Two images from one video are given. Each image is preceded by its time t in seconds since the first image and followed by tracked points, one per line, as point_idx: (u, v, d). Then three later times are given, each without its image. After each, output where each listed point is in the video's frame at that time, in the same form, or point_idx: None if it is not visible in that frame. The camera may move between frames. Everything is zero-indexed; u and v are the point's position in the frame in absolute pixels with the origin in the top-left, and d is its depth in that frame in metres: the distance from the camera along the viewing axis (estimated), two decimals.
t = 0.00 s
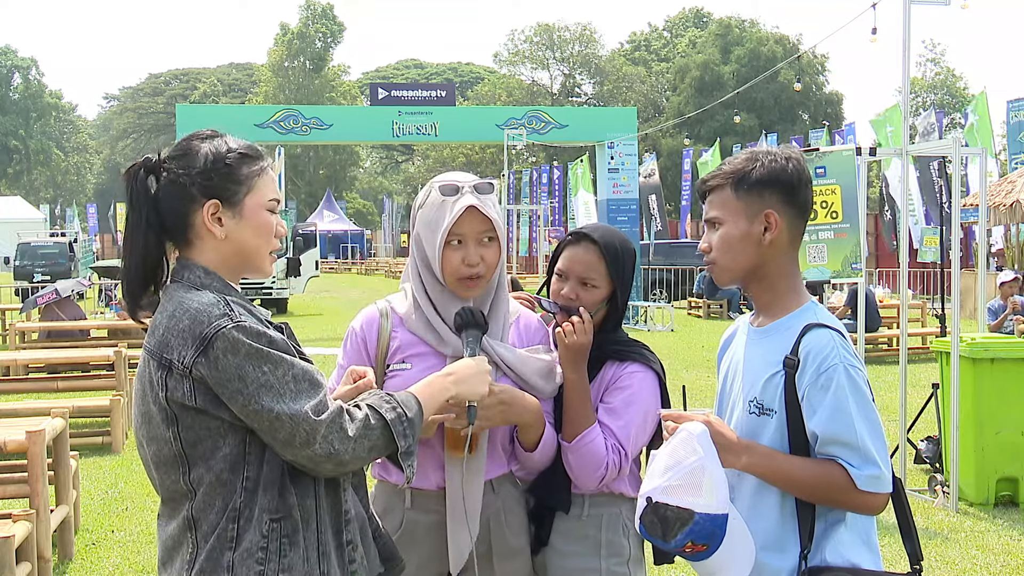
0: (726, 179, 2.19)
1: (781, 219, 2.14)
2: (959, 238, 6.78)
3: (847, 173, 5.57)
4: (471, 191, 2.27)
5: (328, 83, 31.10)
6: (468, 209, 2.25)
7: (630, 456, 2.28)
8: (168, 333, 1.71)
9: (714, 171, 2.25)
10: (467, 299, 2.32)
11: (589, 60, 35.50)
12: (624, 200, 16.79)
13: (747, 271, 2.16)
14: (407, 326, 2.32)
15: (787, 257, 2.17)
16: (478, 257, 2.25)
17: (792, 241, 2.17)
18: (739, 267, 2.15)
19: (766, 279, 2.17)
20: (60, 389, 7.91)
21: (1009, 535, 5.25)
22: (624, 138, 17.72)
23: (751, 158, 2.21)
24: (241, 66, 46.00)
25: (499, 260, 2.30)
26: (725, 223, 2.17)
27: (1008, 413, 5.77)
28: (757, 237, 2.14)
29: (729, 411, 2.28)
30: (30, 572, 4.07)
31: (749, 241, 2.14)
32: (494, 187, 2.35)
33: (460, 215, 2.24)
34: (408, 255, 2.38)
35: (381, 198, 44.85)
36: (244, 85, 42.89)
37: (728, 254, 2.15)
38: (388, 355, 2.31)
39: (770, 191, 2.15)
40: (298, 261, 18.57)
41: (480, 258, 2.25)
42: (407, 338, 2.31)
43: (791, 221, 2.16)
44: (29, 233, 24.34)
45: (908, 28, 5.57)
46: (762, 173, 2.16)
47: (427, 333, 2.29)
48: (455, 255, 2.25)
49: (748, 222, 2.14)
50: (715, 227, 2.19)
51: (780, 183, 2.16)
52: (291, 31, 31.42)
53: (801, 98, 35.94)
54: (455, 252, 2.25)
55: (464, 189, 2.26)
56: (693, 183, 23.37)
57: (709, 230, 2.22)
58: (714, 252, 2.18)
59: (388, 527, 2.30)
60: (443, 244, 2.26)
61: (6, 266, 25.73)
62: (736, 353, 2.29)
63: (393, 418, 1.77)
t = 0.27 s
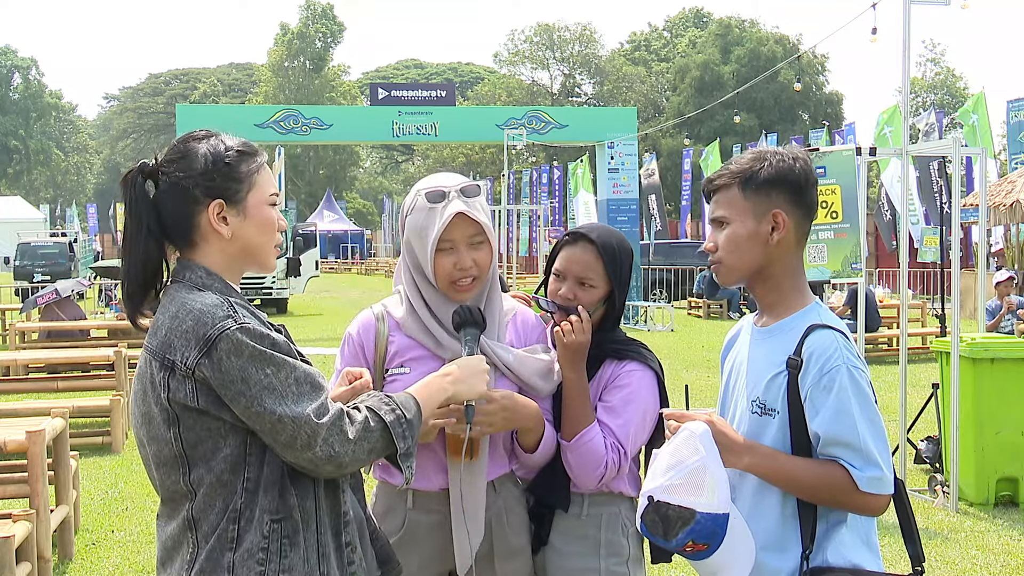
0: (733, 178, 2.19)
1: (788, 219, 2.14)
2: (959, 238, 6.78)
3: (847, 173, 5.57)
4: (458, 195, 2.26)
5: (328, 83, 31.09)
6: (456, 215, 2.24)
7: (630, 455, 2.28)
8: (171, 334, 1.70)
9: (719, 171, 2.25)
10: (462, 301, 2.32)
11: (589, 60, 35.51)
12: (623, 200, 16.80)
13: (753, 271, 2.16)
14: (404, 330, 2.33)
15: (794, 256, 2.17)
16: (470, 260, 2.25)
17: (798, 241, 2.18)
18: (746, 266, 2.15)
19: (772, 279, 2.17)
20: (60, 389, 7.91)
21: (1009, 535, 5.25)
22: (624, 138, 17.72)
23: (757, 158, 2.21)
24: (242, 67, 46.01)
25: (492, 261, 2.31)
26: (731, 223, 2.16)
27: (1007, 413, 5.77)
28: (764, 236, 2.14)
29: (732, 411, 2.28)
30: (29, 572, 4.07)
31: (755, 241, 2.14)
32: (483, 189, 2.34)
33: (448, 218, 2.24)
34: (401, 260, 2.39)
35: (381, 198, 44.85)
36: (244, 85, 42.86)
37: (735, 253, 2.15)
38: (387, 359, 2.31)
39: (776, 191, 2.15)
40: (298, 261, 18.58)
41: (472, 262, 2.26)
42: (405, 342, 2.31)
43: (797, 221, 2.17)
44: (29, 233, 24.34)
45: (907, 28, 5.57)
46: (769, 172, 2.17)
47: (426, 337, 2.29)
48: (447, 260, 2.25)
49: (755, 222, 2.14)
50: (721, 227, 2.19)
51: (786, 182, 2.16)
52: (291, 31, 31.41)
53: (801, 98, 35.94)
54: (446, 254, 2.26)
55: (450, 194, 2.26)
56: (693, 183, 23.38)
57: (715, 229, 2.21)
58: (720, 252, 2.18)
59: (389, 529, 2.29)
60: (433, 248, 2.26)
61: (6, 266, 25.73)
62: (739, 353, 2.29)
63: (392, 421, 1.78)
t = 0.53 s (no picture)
0: (737, 178, 2.19)
1: (793, 218, 2.14)
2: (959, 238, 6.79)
3: (847, 173, 5.57)
4: (447, 194, 2.26)
5: (327, 83, 30.98)
6: (437, 211, 2.25)
7: (630, 454, 2.27)
8: (169, 334, 1.70)
9: (724, 171, 2.25)
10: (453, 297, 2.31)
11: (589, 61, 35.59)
12: (624, 200, 16.83)
13: (757, 270, 2.16)
14: (401, 331, 2.33)
15: (797, 257, 2.18)
16: (456, 258, 2.25)
17: (802, 241, 2.18)
18: (749, 266, 2.15)
19: (776, 279, 2.17)
20: (60, 389, 7.91)
21: (1009, 535, 5.25)
22: (624, 138, 17.70)
23: (762, 157, 2.22)
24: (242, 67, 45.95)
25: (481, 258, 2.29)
26: (736, 221, 2.16)
27: (1007, 412, 5.76)
28: (768, 236, 2.14)
29: (734, 410, 2.29)
30: (29, 572, 4.07)
31: (760, 240, 2.14)
32: (476, 186, 2.33)
33: (433, 216, 2.25)
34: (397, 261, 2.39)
35: (381, 198, 44.87)
36: (244, 85, 42.87)
37: (740, 252, 2.15)
38: (383, 361, 2.31)
39: (781, 191, 2.15)
40: (298, 261, 18.59)
41: (457, 259, 2.26)
42: (402, 342, 2.31)
43: (802, 221, 2.17)
44: (29, 233, 24.34)
45: (907, 28, 5.58)
46: (774, 171, 2.17)
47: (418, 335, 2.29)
48: (432, 257, 2.26)
49: (760, 222, 2.14)
50: (726, 226, 2.18)
51: (791, 181, 2.17)
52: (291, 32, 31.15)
53: (801, 98, 35.92)
54: (432, 253, 2.26)
55: (441, 191, 2.26)
56: (693, 183, 23.39)
57: (719, 228, 2.21)
58: (724, 251, 2.18)
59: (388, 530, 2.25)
60: (418, 247, 2.27)
61: (7, 266, 25.74)
62: (742, 352, 2.30)
63: (389, 424, 1.77)
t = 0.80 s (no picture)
0: (740, 176, 2.19)
1: (796, 216, 2.15)
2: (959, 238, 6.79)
3: (847, 173, 5.56)
4: (450, 185, 2.26)
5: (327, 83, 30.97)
6: (433, 200, 2.26)
7: (631, 453, 2.27)
8: (167, 331, 1.70)
9: (727, 169, 2.25)
10: (450, 291, 2.30)
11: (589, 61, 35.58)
12: (623, 199, 16.86)
13: (761, 267, 2.16)
14: (403, 325, 2.33)
15: (800, 255, 2.18)
16: (448, 249, 2.25)
17: (805, 239, 2.18)
18: (754, 263, 2.15)
19: (779, 276, 2.17)
20: (60, 389, 7.91)
21: (1009, 535, 5.25)
22: (624, 138, 17.71)
23: (766, 155, 2.22)
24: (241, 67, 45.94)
25: (475, 253, 2.27)
26: (739, 219, 2.16)
27: (1007, 412, 5.77)
28: (772, 233, 2.14)
29: (739, 407, 2.29)
30: (30, 571, 4.07)
31: (763, 237, 2.14)
32: (481, 181, 2.32)
33: (431, 205, 2.25)
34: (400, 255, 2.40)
35: (381, 198, 44.90)
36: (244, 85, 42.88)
37: (744, 250, 2.14)
38: (384, 355, 2.32)
39: (785, 188, 2.15)
40: (298, 261, 18.59)
41: (449, 251, 2.25)
42: (403, 337, 2.32)
43: (805, 218, 2.17)
44: (29, 233, 24.34)
45: (908, 29, 5.57)
46: (778, 169, 2.17)
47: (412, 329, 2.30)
48: (425, 246, 2.26)
49: (764, 219, 2.14)
50: (729, 223, 2.19)
51: (795, 179, 2.17)
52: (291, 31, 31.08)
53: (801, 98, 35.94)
54: (427, 243, 2.26)
55: (443, 183, 2.27)
56: (693, 183, 23.39)
57: (723, 226, 2.21)
58: (727, 249, 2.18)
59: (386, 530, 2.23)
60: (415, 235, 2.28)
61: (6, 266, 25.75)
62: (746, 349, 2.30)
63: (386, 423, 1.77)
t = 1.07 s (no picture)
0: (743, 173, 2.19)
1: (799, 212, 2.14)
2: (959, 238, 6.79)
3: (847, 173, 5.55)
4: (452, 183, 2.26)
5: (327, 83, 30.96)
6: (437, 195, 2.26)
7: (633, 450, 2.27)
8: (173, 329, 1.69)
9: (729, 167, 2.25)
10: (451, 288, 2.29)
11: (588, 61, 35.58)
12: (623, 199, 16.90)
13: (764, 265, 2.16)
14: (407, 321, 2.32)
15: (804, 252, 2.18)
16: (448, 245, 2.24)
17: (809, 235, 2.18)
18: (756, 261, 2.15)
19: (782, 273, 2.17)
20: (60, 389, 7.92)
21: (1009, 535, 5.24)
22: (624, 138, 17.74)
23: (769, 152, 2.22)
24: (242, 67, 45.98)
25: (476, 250, 2.26)
26: (742, 217, 2.16)
27: (1007, 412, 5.77)
28: (775, 230, 2.14)
29: (739, 403, 2.30)
30: (29, 572, 4.07)
31: (766, 235, 2.14)
32: (485, 179, 2.32)
33: (433, 199, 2.26)
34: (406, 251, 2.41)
35: (381, 198, 44.96)
36: (244, 85, 42.88)
37: (746, 248, 2.15)
38: (388, 352, 2.32)
39: (788, 185, 2.15)
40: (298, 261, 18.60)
41: (450, 246, 2.24)
42: (407, 332, 2.31)
43: (808, 216, 2.17)
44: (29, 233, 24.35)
45: (907, 29, 5.58)
46: (781, 166, 2.17)
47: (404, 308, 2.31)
48: (428, 240, 2.27)
49: (767, 216, 2.14)
50: (732, 221, 2.18)
51: (797, 177, 2.17)
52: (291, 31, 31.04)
53: (801, 98, 35.98)
54: (428, 238, 2.27)
55: (447, 178, 2.28)
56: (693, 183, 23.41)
57: (725, 223, 2.21)
58: (731, 246, 2.18)
59: (382, 532, 2.27)
60: (418, 230, 2.30)
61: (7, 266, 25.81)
62: (747, 346, 2.30)
63: (359, 444, 1.75)
